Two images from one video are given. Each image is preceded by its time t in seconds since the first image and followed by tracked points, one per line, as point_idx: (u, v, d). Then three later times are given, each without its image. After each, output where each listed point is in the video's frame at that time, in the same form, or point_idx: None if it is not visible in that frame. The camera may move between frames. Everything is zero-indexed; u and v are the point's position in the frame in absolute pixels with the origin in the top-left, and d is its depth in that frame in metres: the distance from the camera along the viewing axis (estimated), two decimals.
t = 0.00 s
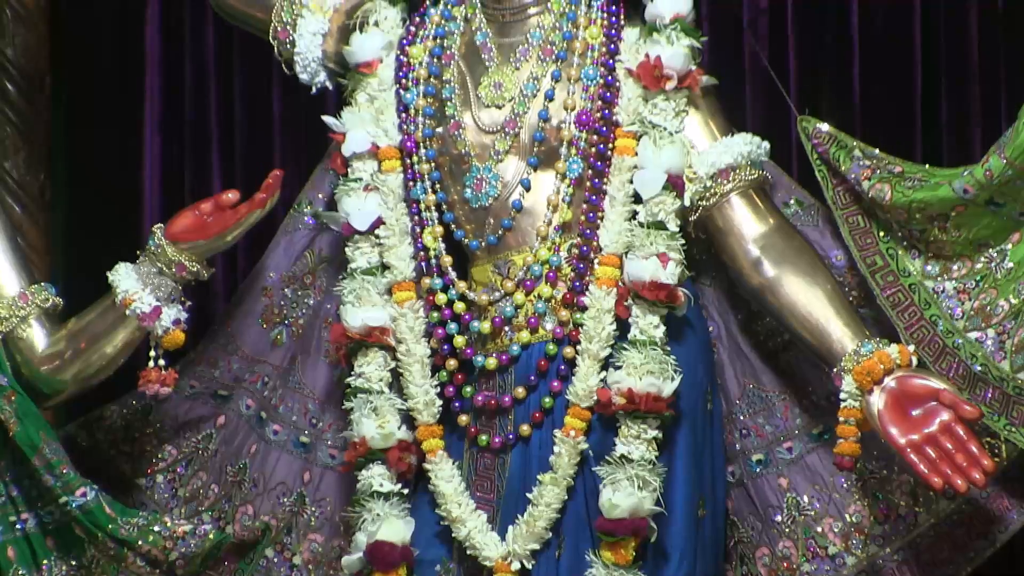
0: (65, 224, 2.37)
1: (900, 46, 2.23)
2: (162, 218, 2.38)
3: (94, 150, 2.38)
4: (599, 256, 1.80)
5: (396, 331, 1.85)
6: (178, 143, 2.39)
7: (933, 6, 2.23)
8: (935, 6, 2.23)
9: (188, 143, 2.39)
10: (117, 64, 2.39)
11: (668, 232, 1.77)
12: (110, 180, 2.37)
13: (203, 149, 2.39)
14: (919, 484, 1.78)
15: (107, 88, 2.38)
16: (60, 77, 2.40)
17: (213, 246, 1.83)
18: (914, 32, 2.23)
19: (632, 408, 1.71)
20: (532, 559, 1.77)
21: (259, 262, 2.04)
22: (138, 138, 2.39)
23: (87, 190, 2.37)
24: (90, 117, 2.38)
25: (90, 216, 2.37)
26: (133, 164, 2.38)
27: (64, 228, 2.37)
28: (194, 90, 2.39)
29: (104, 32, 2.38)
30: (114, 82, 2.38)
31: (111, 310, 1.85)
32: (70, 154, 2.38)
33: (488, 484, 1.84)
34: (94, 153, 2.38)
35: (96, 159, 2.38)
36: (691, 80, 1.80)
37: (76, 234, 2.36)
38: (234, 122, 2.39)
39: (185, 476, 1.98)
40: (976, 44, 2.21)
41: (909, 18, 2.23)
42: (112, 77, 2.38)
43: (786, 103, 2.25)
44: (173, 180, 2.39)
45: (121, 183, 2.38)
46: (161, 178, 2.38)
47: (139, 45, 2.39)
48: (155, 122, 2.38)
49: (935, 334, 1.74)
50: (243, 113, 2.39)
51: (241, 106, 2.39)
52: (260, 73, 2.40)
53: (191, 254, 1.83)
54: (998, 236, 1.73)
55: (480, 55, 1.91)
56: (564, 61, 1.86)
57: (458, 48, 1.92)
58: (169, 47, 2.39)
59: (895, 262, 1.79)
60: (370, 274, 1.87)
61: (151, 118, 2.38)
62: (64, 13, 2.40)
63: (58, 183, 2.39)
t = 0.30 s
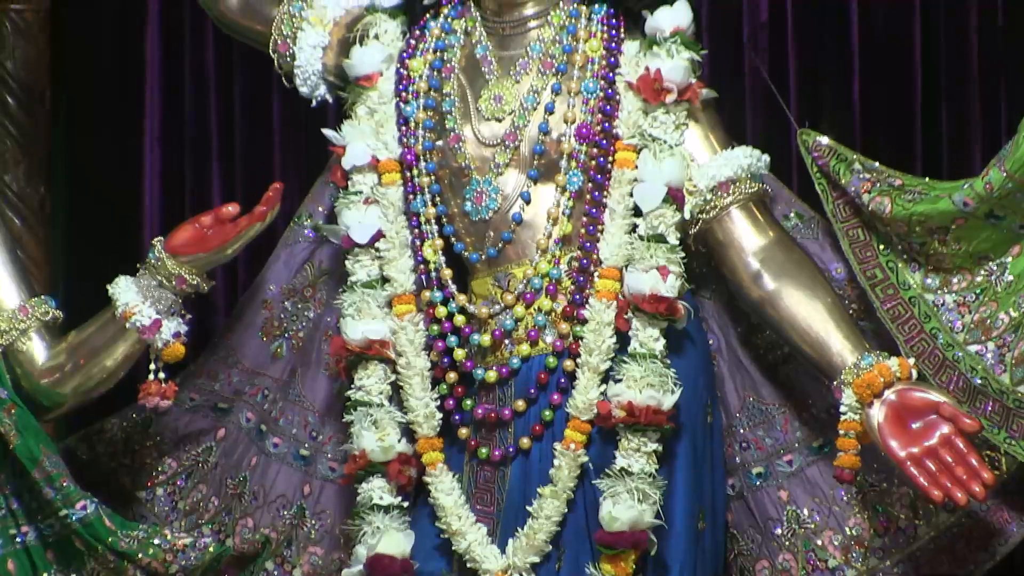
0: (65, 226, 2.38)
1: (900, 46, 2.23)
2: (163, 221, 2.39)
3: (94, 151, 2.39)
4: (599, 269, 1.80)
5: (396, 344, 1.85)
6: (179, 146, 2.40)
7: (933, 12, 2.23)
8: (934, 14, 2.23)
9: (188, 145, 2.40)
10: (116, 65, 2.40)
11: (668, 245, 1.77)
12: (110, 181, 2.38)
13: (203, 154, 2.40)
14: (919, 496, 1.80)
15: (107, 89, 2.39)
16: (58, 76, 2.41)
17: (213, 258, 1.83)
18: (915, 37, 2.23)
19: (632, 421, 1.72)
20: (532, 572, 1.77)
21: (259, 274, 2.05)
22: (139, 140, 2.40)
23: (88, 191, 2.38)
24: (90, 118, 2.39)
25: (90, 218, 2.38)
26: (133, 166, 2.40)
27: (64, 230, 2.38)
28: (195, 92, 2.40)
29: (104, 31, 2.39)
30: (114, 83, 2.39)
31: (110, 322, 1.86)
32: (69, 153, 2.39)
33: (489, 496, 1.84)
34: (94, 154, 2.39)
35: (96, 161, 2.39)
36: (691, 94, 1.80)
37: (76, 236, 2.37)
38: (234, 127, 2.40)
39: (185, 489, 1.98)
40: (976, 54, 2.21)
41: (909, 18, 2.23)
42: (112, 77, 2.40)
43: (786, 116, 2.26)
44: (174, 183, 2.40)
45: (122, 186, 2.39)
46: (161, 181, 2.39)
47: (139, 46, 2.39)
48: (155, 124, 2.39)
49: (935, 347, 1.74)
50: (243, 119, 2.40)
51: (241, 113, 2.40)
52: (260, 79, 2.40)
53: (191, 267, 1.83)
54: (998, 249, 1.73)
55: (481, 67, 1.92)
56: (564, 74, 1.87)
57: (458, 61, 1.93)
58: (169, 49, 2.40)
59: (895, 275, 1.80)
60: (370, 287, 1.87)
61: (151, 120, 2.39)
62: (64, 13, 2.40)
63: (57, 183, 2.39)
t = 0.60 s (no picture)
0: (67, 230, 2.40)
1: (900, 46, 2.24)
2: (162, 230, 2.39)
3: (94, 156, 2.39)
4: (598, 286, 1.80)
5: (396, 360, 1.85)
6: (179, 155, 2.40)
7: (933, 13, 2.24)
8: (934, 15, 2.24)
9: (188, 155, 2.40)
10: (116, 69, 2.40)
11: (668, 261, 1.78)
12: (109, 186, 2.39)
13: (203, 162, 2.40)
14: (919, 513, 1.80)
15: (108, 94, 2.40)
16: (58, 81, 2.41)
17: (213, 274, 1.83)
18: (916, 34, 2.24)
19: (632, 437, 1.73)
20: None
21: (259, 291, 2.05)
22: (139, 150, 2.39)
23: (88, 196, 2.39)
24: (90, 123, 2.40)
25: (90, 223, 2.39)
26: (133, 171, 2.39)
27: (65, 234, 2.40)
28: (195, 102, 2.40)
29: (104, 36, 2.39)
30: (114, 88, 2.40)
31: (111, 338, 1.86)
32: (69, 158, 2.40)
33: (489, 513, 1.84)
34: (94, 158, 2.39)
35: (97, 166, 2.39)
36: (691, 110, 1.80)
37: (76, 240, 2.39)
38: (234, 141, 2.41)
39: (185, 505, 1.97)
40: (976, 62, 2.23)
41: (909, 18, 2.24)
42: (112, 82, 2.40)
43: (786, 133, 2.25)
44: (174, 192, 2.40)
45: (122, 193, 2.39)
46: (161, 190, 2.39)
47: (139, 52, 2.40)
48: (155, 133, 2.39)
49: (934, 363, 1.74)
50: (243, 134, 2.41)
51: (241, 128, 2.41)
52: (261, 94, 2.41)
53: (192, 283, 1.84)
54: (997, 266, 1.74)
55: (480, 84, 1.92)
56: (564, 91, 1.87)
57: (458, 77, 1.94)
58: (169, 56, 2.40)
59: (894, 291, 1.79)
60: (370, 303, 1.88)
61: (151, 128, 2.39)
62: (64, 18, 2.41)
63: (58, 189, 2.41)
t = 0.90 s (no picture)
0: (69, 235, 2.41)
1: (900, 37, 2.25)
2: (162, 237, 2.40)
3: (95, 160, 2.41)
4: (598, 301, 1.81)
5: (396, 375, 1.85)
6: (179, 162, 2.41)
7: (933, 30, 2.25)
8: (934, 31, 2.25)
9: (188, 162, 2.41)
10: (117, 74, 2.41)
11: (668, 276, 1.78)
12: (109, 197, 2.40)
13: (203, 175, 2.41)
14: (919, 529, 1.80)
15: (108, 106, 2.41)
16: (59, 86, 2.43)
17: (212, 290, 1.83)
18: (916, 53, 2.24)
19: (632, 452, 1.73)
20: None
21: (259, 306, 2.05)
22: (139, 161, 2.40)
23: (88, 199, 2.40)
24: (92, 128, 2.41)
25: (91, 226, 2.40)
26: (133, 184, 2.40)
27: (68, 238, 2.41)
28: (195, 109, 2.41)
29: (104, 49, 2.41)
30: (114, 101, 2.41)
31: (110, 353, 1.86)
32: (70, 162, 2.42)
33: (489, 527, 1.84)
34: (95, 170, 2.40)
35: (97, 171, 2.40)
36: (690, 125, 1.81)
37: (77, 243, 2.40)
38: (234, 157, 2.42)
39: (185, 520, 1.97)
40: (975, 78, 2.23)
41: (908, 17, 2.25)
42: (112, 96, 2.41)
43: (786, 148, 2.26)
44: (174, 199, 2.41)
45: (122, 197, 2.40)
46: (161, 199, 2.40)
47: (139, 58, 2.41)
48: (155, 145, 2.40)
49: (934, 378, 1.75)
50: (243, 150, 2.41)
51: (241, 145, 2.41)
52: (261, 110, 2.42)
53: (192, 299, 1.84)
54: (997, 282, 1.74)
55: (480, 100, 1.93)
56: (564, 106, 1.88)
57: (458, 93, 1.94)
58: (170, 66, 2.41)
59: (894, 307, 1.80)
60: (370, 318, 1.88)
61: (151, 134, 2.39)
62: (64, 31, 2.43)
63: (58, 200, 2.43)
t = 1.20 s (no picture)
0: (69, 249, 2.41)
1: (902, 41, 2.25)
2: (162, 241, 2.41)
3: (95, 159, 2.41)
4: (599, 317, 1.81)
5: (396, 392, 1.86)
6: (179, 167, 2.42)
7: (932, 30, 2.25)
8: (934, 34, 2.25)
9: (188, 171, 2.41)
10: (117, 89, 2.41)
11: (668, 293, 1.79)
12: (110, 211, 2.40)
13: (203, 190, 2.41)
14: (920, 545, 1.81)
15: (108, 121, 2.42)
16: (58, 86, 2.43)
17: (212, 306, 1.84)
18: (916, 51, 2.25)
19: (632, 469, 1.74)
20: None
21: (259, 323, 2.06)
22: (139, 163, 2.41)
23: (88, 201, 2.41)
24: (92, 129, 2.42)
25: (90, 228, 2.41)
26: (133, 198, 2.41)
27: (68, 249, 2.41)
28: (195, 113, 2.42)
29: (104, 65, 2.42)
30: (114, 116, 2.42)
31: (110, 370, 1.87)
32: (70, 176, 2.42)
33: (489, 544, 1.84)
34: (95, 183, 2.41)
35: (97, 171, 2.41)
36: (691, 142, 1.81)
37: (76, 245, 2.40)
38: (234, 167, 2.42)
39: (185, 537, 1.98)
40: (975, 91, 2.24)
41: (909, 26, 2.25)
42: (113, 111, 2.42)
43: (787, 165, 2.26)
44: (174, 203, 2.42)
45: (122, 199, 2.41)
46: (161, 204, 2.41)
47: (140, 60, 2.41)
48: (156, 161, 2.41)
49: (935, 395, 1.75)
50: (243, 160, 2.42)
51: (241, 158, 2.42)
52: (261, 126, 2.43)
53: (191, 315, 1.84)
54: (998, 298, 1.74)
55: (481, 116, 1.93)
56: (564, 123, 1.89)
57: (458, 109, 1.95)
58: (170, 81, 2.42)
59: (895, 323, 1.80)
60: (370, 335, 1.88)
61: (151, 150, 2.41)
62: (64, 47, 2.44)
63: (59, 213, 2.42)
